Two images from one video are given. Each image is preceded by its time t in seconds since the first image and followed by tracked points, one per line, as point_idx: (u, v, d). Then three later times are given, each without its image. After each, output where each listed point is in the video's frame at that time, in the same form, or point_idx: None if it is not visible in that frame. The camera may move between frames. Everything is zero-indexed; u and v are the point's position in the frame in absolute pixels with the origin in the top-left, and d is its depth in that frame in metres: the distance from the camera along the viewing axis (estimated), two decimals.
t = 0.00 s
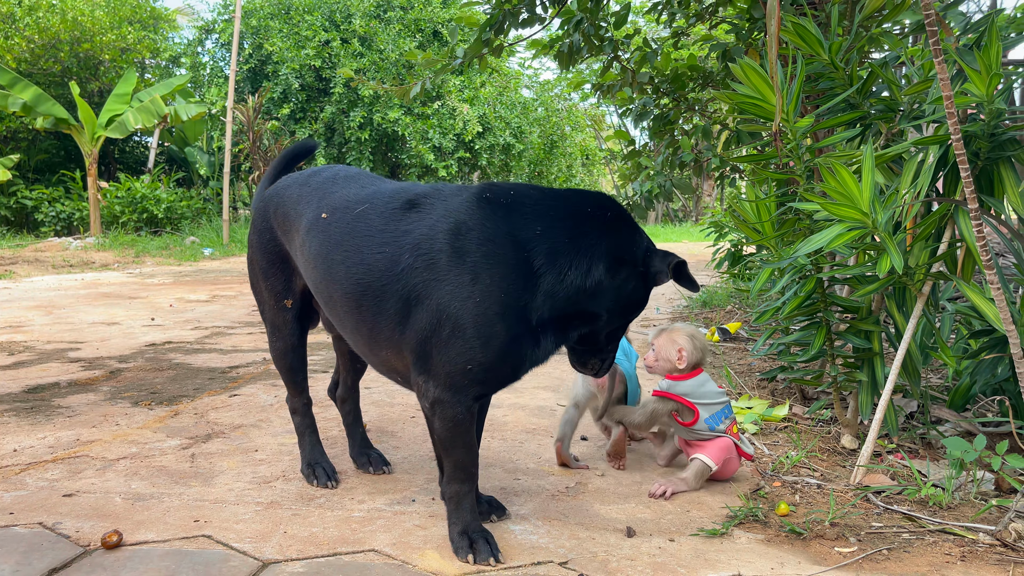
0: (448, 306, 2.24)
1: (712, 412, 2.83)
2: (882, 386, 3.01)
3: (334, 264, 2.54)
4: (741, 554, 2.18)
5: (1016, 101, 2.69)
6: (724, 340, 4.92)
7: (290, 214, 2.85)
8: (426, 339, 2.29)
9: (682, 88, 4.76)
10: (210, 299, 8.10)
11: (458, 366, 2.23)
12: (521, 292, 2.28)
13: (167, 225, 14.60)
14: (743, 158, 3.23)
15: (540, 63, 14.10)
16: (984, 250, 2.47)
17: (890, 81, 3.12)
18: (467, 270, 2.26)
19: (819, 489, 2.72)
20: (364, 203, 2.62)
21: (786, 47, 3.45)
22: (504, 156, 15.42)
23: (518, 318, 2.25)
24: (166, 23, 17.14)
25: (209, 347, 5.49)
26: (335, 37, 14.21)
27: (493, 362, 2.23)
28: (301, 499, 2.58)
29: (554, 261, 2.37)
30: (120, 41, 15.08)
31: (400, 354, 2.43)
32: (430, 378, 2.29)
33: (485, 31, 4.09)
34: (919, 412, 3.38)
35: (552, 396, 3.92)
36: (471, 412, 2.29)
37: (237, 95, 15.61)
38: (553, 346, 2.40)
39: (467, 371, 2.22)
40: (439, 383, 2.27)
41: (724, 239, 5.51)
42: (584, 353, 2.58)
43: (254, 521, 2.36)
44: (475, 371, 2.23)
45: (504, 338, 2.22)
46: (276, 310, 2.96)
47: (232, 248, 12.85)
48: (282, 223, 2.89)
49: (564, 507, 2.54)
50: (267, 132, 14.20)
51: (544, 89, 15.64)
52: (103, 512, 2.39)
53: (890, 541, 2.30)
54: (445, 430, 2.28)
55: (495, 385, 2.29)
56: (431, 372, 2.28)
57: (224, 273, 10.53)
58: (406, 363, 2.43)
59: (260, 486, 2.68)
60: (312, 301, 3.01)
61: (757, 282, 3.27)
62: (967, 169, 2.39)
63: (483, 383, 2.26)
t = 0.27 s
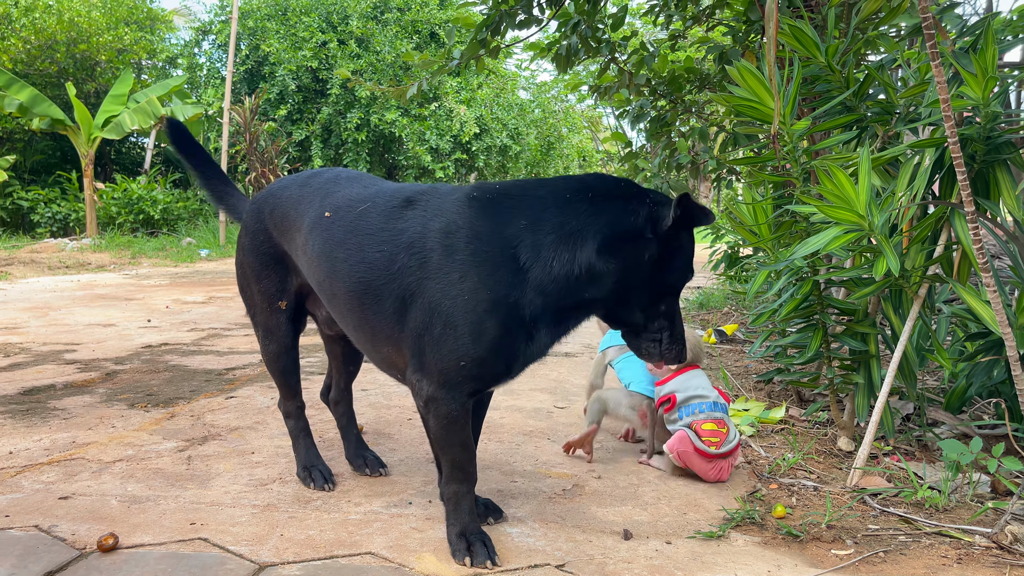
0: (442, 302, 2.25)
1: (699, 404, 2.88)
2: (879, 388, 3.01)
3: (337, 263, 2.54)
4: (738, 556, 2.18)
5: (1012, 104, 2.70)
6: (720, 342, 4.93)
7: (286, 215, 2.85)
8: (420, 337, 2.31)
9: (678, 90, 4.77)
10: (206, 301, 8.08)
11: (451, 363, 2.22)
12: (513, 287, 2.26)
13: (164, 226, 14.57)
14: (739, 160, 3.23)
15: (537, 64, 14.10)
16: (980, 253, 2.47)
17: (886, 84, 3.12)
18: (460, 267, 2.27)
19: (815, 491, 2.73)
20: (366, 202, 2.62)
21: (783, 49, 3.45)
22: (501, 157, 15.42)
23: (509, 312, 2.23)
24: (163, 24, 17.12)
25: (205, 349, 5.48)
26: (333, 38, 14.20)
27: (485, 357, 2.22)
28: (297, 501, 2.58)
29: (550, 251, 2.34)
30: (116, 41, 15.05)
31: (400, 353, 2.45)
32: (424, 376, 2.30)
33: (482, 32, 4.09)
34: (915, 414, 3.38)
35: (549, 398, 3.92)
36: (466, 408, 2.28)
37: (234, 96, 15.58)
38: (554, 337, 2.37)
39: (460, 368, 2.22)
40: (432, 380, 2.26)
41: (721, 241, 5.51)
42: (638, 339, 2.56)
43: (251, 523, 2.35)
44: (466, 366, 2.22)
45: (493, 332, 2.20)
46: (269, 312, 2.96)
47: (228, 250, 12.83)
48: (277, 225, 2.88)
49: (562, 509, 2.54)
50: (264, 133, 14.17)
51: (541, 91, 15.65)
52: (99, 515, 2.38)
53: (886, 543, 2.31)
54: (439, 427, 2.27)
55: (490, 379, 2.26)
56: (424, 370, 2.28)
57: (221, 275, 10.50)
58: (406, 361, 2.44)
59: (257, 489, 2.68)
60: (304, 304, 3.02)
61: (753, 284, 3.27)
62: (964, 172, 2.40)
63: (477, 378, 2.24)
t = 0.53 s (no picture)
0: (414, 303, 2.26)
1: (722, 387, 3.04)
2: (875, 391, 3.02)
3: (335, 263, 2.54)
4: (734, 559, 2.18)
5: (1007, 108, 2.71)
6: (717, 344, 4.94)
7: (280, 215, 2.86)
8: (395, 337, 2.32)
9: (675, 93, 4.78)
10: (203, 303, 8.07)
11: (417, 365, 2.21)
12: (477, 292, 2.23)
13: (161, 227, 14.54)
14: (736, 163, 3.24)
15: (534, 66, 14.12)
16: (975, 256, 2.48)
17: (882, 87, 3.13)
18: (432, 269, 2.27)
19: (812, 494, 2.73)
20: (362, 202, 2.62)
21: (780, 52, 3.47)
22: (498, 159, 15.43)
23: (474, 318, 2.21)
24: (160, 25, 17.11)
25: (202, 350, 5.47)
26: (330, 40, 14.21)
27: (448, 361, 2.20)
28: (293, 504, 2.57)
29: (517, 262, 2.27)
30: (113, 43, 15.03)
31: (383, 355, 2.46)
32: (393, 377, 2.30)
33: (479, 34, 4.10)
34: (911, 417, 3.39)
35: (545, 400, 3.92)
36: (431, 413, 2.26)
37: (231, 98, 15.56)
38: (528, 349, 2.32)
39: (425, 371, 2.21)
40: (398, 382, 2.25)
41: (718, 243, 5.52)
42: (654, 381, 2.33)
43: (247, 526, 2.35)
44: (430, 369, 2.20)
45: (458, 336, 2.19)
46: (264, 314, 2.95)
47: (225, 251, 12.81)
48: (272, 227, 2.88)
49: (558, 512, 2.54)
50: (262, 134, 14.16)
51: (538, 93, 15.67)
52: (95, 518, 2.38)
53: (882, 546, 2.31)
54: (395, 426, 2.23)
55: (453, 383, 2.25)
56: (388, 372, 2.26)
57: (217, 276, 10.48)
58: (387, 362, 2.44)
59: (253, 492, 2.68)
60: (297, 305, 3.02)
61: (749, 287, 3.28)
62: (959, 175, 2.41)
63: (442, 382, 2.23)
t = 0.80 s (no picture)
0: (366, 315, 2.24)
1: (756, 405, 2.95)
2: (871, 393, 3.02)
3: (316, 265, 2.56)
4: (732, 560, 2.19)
5: (1004, 111, 2.72)
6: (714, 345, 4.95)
7: (284, 214, 2.89)
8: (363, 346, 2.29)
9: (673, 94, 4.78)
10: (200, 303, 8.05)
11: (374, 375, 2.18)
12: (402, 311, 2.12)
13: (158, 227, 14.51)
14: (734, 164, 3.25)
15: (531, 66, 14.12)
16: (972, 258, 2.49)
17: (880, 89, 3.14)
18: (380, 279, 2.24)
19: (809, 495, 2.74)
20: (350, 203, 2.63)
21: (777, 53, 3.47)
22: (495, 159, 15.43)
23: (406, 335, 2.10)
24: (157, 24, 17.08)
25: (199, 350, 5.46)
26: (328, 39, 14.20)
27: (409, 376, 2.11)
28: (291, 504, 2.57)
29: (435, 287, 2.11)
30: (110, 42, 15.00)
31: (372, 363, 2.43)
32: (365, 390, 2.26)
33: (476, 34, 4.10)
34: (908, 418, 3.40)
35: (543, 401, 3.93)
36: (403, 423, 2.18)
37: (228, 97, 15.55)
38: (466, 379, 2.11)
39: (386, 382, 2.14)
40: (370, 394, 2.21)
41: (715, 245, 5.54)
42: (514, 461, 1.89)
43: (245, 527, 2.35)
44: (390, 379, 2.13)
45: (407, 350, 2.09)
46: (269, 313, 2.95)
47: (222, 251, 12.78)
48: (278, 225, 2.91)
49: (556, 513, 2.54)
50: (259, 134, 14.14)
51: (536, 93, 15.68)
52: (92, 518, 2.37)
53: (879, 547, 2.32)
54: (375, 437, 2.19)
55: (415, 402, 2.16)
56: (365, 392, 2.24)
57: (214, 276, 10.46)
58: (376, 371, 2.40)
59: (250, 492, 2.67)
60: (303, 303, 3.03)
61: (747, 288, 3.28)
62: (956, 177, 2.42)
63: (405, 397, 2.14)
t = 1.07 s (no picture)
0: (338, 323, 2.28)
1: (756, 409, 2.95)
2: (867, 390, 3.03)
3: (319, 260, 2.58)
4: (728, 557, 2.19)
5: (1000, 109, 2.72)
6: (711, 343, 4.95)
7: (301, 206, 2.90)
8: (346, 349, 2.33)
9: (670, 92, 4.78)
10: (196, 299, 8.03)
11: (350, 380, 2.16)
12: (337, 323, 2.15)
13: (154, 224, 14.47)
14: (732, 162, 3.25)
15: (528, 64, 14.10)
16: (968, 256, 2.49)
17: (877, 87, 3.14)
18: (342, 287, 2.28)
19: (805, 492, 2.74)
20: (353, 197, 2.62)
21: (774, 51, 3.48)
22: (492, 157, 15.41)
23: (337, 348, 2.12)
24: (154, 21, 17.04)
25: (195, 347, 5.45)
26: (325, 36, 14.17)
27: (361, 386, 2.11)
28: (288, 501, 2.57)
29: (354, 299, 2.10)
30: (107, 38, 14.95)
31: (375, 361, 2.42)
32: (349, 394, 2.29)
33: (474, 32, 4.09)
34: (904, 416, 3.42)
35: (539, 398, 3.93)
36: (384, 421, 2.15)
37: (225, 94, 15.52)
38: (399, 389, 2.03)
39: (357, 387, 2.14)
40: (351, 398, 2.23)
41: (712, 242, 5.54)
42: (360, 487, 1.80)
43: (241, 523, 2.34)
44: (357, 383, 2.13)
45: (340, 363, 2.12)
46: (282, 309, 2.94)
47: (219, 248, 12.75)
48: (295, 217, 2.93)
49: (552, 510, 2.54)
50: (255, 131, 14.11)
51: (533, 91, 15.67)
52: (88, 514, 2.37)
53: (875, 544, 2.32)
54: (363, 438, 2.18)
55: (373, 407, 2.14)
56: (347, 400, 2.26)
57: (210, 273, 10.43)
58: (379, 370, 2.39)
59: (247, 488, 2.67)
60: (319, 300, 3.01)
61: (744, 286, 3.29)
62: (953, 175, 2.42)
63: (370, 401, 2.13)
